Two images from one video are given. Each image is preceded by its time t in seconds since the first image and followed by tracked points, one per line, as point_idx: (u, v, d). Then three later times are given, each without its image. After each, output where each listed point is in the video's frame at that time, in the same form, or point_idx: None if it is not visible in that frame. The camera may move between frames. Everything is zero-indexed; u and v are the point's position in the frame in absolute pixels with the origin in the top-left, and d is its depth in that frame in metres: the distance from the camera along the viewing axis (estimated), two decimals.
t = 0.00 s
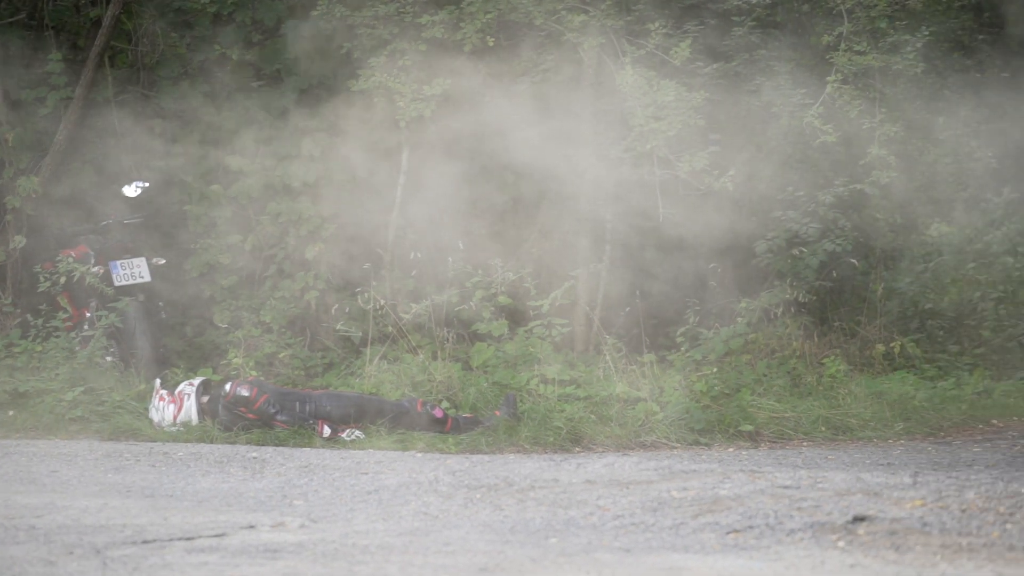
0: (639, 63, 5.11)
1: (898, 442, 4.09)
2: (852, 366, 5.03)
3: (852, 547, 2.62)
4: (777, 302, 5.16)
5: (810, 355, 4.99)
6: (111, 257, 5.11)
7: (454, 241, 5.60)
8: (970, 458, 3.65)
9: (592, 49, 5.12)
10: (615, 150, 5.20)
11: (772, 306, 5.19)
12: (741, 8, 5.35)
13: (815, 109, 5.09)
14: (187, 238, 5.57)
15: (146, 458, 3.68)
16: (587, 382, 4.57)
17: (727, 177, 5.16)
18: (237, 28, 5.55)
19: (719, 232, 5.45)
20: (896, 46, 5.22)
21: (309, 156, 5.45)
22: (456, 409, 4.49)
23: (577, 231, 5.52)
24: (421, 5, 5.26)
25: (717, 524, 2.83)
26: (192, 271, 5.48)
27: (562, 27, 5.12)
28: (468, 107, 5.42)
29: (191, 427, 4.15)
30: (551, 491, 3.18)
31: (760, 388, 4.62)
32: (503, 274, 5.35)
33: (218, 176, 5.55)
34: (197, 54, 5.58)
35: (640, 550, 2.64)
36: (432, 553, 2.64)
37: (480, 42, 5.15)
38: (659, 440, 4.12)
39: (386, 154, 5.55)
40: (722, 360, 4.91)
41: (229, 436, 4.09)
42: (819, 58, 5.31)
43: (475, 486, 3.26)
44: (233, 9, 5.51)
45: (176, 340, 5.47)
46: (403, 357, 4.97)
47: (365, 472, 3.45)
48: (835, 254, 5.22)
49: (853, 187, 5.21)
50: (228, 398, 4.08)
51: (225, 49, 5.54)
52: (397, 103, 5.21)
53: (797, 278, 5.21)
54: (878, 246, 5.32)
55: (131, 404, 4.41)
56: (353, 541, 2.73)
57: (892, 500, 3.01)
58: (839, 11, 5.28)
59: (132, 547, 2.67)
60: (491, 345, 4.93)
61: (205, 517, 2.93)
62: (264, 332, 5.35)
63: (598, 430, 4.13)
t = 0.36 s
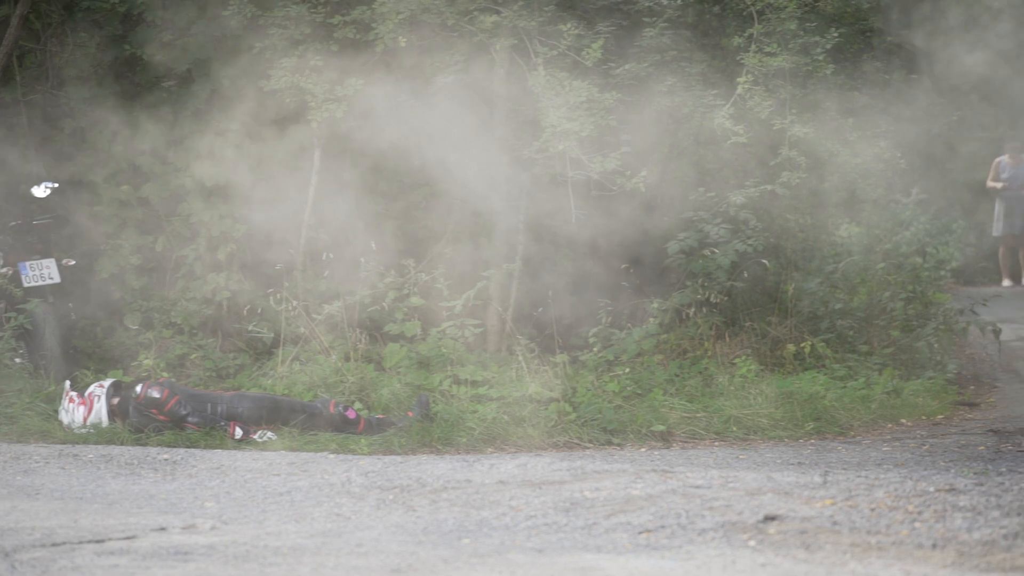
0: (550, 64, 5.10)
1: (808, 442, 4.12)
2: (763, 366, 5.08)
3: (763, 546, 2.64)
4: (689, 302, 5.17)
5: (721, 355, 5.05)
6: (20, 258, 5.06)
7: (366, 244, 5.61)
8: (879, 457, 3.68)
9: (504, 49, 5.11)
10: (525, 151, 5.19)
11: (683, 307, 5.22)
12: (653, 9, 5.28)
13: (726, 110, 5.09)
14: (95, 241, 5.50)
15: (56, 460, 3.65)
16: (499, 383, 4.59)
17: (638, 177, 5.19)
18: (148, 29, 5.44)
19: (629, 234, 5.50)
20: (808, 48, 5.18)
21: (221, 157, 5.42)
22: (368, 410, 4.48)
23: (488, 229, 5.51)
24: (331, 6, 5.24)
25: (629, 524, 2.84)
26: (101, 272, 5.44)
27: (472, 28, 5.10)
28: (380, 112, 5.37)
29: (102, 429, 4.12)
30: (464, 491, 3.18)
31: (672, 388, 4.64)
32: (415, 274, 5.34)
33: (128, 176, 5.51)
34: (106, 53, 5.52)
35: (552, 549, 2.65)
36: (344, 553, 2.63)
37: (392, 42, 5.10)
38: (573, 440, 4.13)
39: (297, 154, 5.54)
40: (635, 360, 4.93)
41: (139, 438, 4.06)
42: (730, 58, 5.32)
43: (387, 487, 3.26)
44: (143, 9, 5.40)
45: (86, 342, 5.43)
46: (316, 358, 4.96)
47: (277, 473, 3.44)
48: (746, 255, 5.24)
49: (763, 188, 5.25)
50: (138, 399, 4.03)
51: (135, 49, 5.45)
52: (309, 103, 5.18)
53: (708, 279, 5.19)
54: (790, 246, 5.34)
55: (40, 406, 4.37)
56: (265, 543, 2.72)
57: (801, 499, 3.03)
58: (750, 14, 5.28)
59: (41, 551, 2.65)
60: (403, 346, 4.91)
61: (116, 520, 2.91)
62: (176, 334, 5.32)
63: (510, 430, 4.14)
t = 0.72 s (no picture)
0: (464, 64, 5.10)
1: (722, 442, 4.14)
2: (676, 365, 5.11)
3: (676, 546, 2.65)
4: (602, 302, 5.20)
5: (635, 354, 5.08)
6: None
7: (279, 242, 5.55)
8: (792, 457, 3.69)
9: (418, 49, 5.13)
10: (441, 150, 5.18)
11: (597, 307, 5.24)
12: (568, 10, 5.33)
13: (639, 112, 5.14)
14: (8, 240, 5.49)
15: None
16: (414, 384, 4.59)
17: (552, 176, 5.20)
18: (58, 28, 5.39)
19: (546, 232, 5.52)
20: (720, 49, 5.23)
21: (133, 158, 5.39)
22: (282, 411, 4.46)
23: (405, 226, 5.47)
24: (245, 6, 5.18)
25: (543, 524, 2.84)
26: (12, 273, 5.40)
27: (387, 28, 5.09)
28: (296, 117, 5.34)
29: (13, 431, 4.07)
30: (378, 492, 3.18)
31: (587, 388, 4.65)
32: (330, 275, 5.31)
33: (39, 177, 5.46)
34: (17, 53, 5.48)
35: (467, 550, 2.65)
36: (258, 555, 2.62)
37: (304, 43, 5.05)
38: (487, 440, 4.14)
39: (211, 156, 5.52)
40: (548, 360, 4.93)
41: (51, 439, 4.02)
42: (643, 58, 5.35)
43: (301, 488, 3.25)
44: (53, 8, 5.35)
45: None
46: (229, 359, 4.94)
47: (190, 475, 3.42)
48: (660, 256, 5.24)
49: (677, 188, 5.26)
50: (50, 401, 4.04)
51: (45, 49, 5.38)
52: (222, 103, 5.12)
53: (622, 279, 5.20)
54: (705, 245, 5.36)
55: None
56: (178, 544, 2.71)
57: (714, 498, 3.04)
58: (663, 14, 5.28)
59: None
60: (317, 346, 4.90)
61: (27, 522, 2.89)
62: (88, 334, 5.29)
63: (424, 430, 4.14)
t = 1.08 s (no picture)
0: (381, 64, 5.09)
1: (639, 442, 4.15)
2: (594, 365, 5.12)
3: (594, 546, 2.65)
4: (520, 302, 5.19)
5: (553, 355, 5.06)
6: None
7: (196, 241, 5.53)
8: (708, 457, 3.70)
9: (335, 49, 5.11)
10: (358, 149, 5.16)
11: (515, 307, 5.22)
12: (484, 11, 5.34)
13: (556, 112, 5.14)
14: None
15: None
16: (331, 385, 4.60)
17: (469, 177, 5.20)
18: None
19: (462, 234, 5.49)
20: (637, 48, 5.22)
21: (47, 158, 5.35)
22: (199, 412, 4.44)
23: (323, 225, 5.44)
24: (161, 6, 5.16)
25: (462, 524, 2.84)
26: None
27: (303, 28, 5.09)
28: (212, 117, 5.35)
29: None
30: (295, 494, 3.17)
31: (504, 388, 4.64)
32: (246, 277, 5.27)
33: None
34: None
35: (384, 550, 2.65)
36: (174, 557, 2.61)
37: (220, 42, 5.04)
38: (405, 441, 4.13)
39: (128, 154, 5.49)
40: (466, 361, 4.93)
41: None
42: (559, 58, 5.31)
43: (218, 489, 3.23)
44: None
45: None
46: (145, 360, 4.91)
47: (106, 477, 3.40)
48: (578, 257, 5.25)
49: (593, 189, 5.28)
50: None
51: None
52: (137, 103, 5.07)
53: (540, 280, 5.19)
54: (621, 248, 5.37)
55: None
56: (93, 547, 2.69)
57: (631, 498, 3.05)
58: (579, 14, 5.26)
59: None
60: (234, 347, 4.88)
61: None
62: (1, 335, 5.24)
63: (342, 431, 4.12)
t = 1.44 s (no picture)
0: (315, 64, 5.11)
1: (574, 442, 4.16)
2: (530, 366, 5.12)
3: (530, 546, 2.66)
4: (455, 303, 5.15)
5: (488, 355, 5.05)
6: None
7: (130, 240, 5.49)
8: (643, 456, 3.71)
9: (269, 49, 5.09)
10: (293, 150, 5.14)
11: (450, 307, 5.19)
12: (418, 11, 5.29)
13: (491, 111, 5.16)
14: None
15: None
16: (266, 385, 4.60)
17: (403, 178, 5.20)
18: None
19: (398, 234, 5.47)
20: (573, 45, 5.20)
21: None
22: (132, 413, 4.42)
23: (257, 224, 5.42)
24: (93, 6, 5.13)
25: (397, 525, 2.84)
26: None
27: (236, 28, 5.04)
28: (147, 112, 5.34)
29: None
30: (230, 495, 3.16)
31: (439, 389, 4.64)
32: (179, 277, 5.24)
33: None
34: None
35: (319, 551, 2.64)
36: (108, 558, 2.60)
37: (153, 43, 5.04)
38: (340, 443, 4.12)
39: (59, 156, 5.42)
40: (401, 361, 4.92)
41: None
42: (494, 58, 5.31)
43: (151, 491, 3.21)
44: None
45: None
46: (77, 361, 4.88)
47: (38, 479, 3.38)
48: (512, 258, 5.21)
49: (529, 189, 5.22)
50: None
51: None
52: (69, 103, 5.05)
53: (475, 280, 5.17)
54: (556, 249, 5.32)
55: None
56: (26, 549, 2.68)
57: (566, 498, 3.06)
58: (514, 15, 5.25)
59: None
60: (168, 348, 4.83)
61: None
62: None
63: (277, 432, 4.12)
